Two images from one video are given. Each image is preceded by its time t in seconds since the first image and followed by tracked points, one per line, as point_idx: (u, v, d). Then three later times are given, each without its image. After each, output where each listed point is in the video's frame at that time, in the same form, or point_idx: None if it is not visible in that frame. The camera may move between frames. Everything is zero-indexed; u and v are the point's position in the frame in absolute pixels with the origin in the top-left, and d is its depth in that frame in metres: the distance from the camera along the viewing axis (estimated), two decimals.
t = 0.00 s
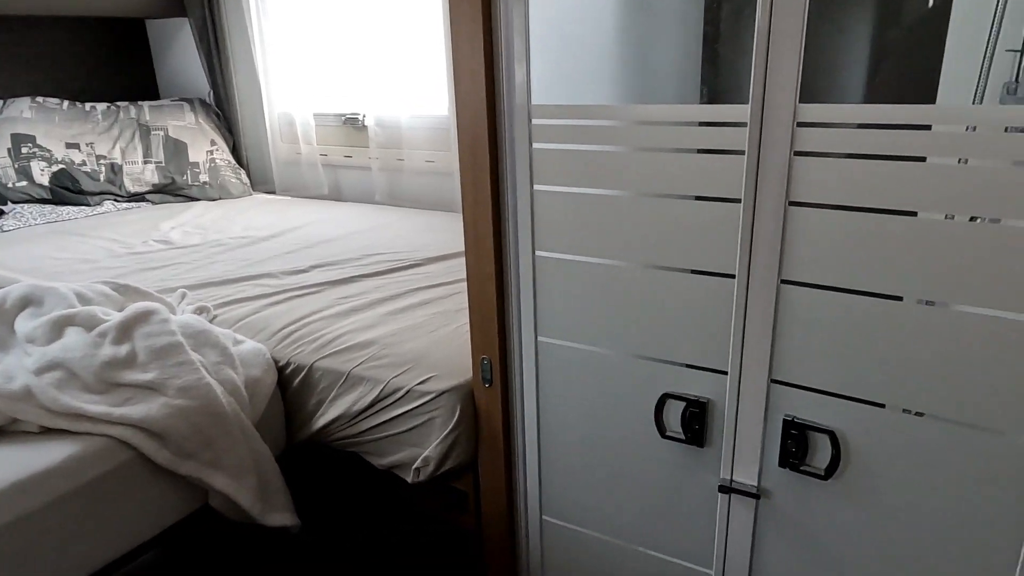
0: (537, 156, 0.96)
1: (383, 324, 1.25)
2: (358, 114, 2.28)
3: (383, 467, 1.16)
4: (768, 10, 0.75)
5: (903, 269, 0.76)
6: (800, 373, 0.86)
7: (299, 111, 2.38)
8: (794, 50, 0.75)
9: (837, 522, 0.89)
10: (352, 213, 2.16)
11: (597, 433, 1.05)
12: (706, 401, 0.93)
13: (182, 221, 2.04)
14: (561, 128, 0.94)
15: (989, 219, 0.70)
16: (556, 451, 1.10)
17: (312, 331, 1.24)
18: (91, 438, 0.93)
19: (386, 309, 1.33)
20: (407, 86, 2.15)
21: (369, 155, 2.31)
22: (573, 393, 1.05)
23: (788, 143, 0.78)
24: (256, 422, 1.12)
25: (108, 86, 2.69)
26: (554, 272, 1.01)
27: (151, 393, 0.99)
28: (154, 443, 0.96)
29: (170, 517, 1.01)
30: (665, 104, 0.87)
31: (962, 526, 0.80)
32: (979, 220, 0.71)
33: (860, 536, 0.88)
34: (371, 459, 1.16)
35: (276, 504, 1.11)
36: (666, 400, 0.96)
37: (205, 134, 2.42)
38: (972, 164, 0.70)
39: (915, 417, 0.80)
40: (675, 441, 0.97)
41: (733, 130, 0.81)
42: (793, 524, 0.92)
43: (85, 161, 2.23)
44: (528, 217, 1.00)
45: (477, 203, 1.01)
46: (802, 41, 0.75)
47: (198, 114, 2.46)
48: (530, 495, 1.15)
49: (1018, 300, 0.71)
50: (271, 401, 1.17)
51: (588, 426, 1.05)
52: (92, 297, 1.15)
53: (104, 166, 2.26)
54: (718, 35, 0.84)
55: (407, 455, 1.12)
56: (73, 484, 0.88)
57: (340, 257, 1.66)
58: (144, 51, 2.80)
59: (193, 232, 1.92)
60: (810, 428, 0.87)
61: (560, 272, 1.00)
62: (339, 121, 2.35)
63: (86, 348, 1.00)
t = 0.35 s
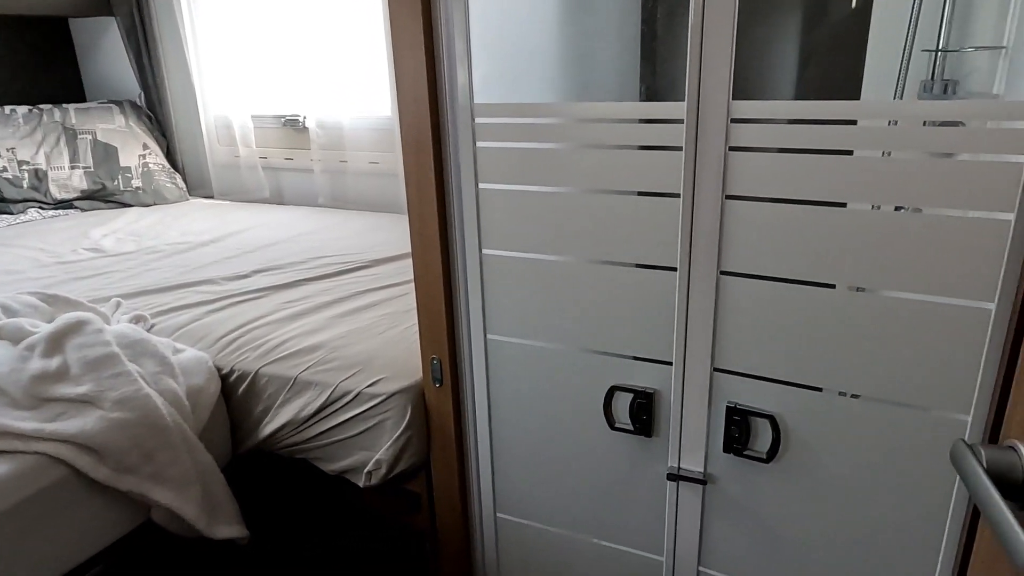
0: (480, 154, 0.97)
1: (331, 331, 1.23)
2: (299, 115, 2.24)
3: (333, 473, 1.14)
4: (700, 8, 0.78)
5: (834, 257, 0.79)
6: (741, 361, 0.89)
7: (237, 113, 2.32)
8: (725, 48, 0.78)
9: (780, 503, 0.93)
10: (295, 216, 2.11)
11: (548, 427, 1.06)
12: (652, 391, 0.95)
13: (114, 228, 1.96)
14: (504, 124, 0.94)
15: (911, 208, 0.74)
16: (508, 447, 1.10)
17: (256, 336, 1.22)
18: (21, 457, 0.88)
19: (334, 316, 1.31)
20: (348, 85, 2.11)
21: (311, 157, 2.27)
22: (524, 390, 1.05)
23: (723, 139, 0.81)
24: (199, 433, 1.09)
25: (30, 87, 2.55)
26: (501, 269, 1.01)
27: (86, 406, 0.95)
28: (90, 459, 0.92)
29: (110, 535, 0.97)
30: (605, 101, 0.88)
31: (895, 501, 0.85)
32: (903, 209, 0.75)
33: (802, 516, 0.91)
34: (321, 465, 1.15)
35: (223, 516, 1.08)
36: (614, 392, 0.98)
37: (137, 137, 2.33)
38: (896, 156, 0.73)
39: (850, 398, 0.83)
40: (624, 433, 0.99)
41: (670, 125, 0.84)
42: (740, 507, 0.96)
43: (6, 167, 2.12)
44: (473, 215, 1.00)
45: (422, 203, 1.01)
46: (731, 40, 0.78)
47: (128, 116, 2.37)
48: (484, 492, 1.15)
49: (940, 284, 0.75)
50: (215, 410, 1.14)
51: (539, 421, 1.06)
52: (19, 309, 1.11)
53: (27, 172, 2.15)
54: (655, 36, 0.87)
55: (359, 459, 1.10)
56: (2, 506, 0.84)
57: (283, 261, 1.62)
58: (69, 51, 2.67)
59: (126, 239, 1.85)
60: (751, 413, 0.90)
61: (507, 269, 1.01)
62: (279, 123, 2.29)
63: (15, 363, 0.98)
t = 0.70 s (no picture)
0: (432, 170, 0.99)
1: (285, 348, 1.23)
2: (242, 126, 2.21)
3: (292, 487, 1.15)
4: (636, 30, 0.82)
5: (767, 265, 0.85)
6: (684, 363, 0.94)
7: (177, 125, 2.28)
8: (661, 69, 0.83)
9: (725, 496, 0.98)
10: (241, 228, 2.09)
11: (504, 433, 1.09)
12: (602, 395, 1.00)
13: (50, 244, 1.89)
14: (457, 141, 0.97)
15: (835, 219, 0.80)
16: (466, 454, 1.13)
17: (208, 354, 1.21)
18: None
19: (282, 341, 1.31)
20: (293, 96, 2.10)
21: (255, 167, 2.24)
22: (479, 396, 1.08)
23: (661, 155, 0.86)
24: (151, 454, 1.08)
25: None
26: (455, 280, 1.04)
27: (34, 432, 0.94)
28: (39, 485, 0.90)
29: (63, 562, 0.96)
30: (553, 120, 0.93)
31: (832, 492, 0.91)
32: (826, 221, 0.81)
33: (746, 505, 0.97)
34: (279, 479, 1.15)
35: (179, 537, 1.07)
36: (566, 397, 1.02)
37: (70, 149, 2.26)
38: (820, 172, 0.80)
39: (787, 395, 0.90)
40: (576, 435, 1.03)
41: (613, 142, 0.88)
42: (688, 502, 1.01)
43: None
44: (425, 229, 1.02)
45: (374, 222, 1.03)
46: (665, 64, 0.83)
47: (60, 127, 2.28)
48: (443, 499, 1.17)
49: (862, 288, 0.81)
50: (167, 430, 1.13)
51: (496, 427, 1.09)
52: None
53: None
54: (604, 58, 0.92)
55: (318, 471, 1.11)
56: None
57: (231, 276, 1.61)
58: None
59: (63, 256, 1.79)
60: (696, 410, 0.95)
61: (460, 281, 1.03)
62: (222, 133, 2.27)
63: None
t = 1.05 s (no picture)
0: (362, 224, 1.38)
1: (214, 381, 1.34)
2: (174, 136, 2.54)
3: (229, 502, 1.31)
4: (550, 120, 1.20)
5: (690, 276, 1.22)
6: (593, 361, 1.33)
7: (106, 139, 2.63)
8: (575, 144, 1.21)
9: (655, 451, 1.35)
10: (165, 240, 2.30)
11: (445, 433, 1.48)
12: (534, 400, 1.39)
13: None
14: (385, 182, 1.34)
15: (750, 229, 1.15)
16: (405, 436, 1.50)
17: (135, 371, 1.38)
18: None
19: (210, 365, 1.41)
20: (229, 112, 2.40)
21: (187, 176, 2.57)
22: (411, 395, 1.47)
23: (577, 202, 1.24)
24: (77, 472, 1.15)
25: None
26: (387, 297, 1.42)
27: None
28: None
29: None
30: (478, 176, 1.28)
31: (665, 468, 1.35)
32: (745, 231, 1.16)
33: (625, 467, 1.38)
34: (216, 495, 1.31)
35: (108, 556, 1.12)
36: (497, 402, 1.41)
37: None
38: (738, 185, 1.14)
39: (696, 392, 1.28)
40: (507, 437, 1.42)
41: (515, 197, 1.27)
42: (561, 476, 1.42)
43: None
44: (355, 243, 1.39)
45: (306, 241, 1.39)
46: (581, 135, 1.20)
47: None
48: (377, 475, 1.54)
49: (771, 290, 1.17)
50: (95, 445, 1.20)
51: (437, 424, 1.48)
52: None
53: None
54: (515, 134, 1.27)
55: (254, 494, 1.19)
56: None
57: (161, 291, 1.79)
58: None
59: None
60: (622, 407, 1.34)
61: (399, 298, 1.41)
62: (149, 143, 2.62)
63: None
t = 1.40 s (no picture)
0: (309, 226, 1.36)
1: (149, 407, 1.48)
2: (110, 140, 2.71)
3: (173, 516, 1.49)
4: (500, 121, 1.19)
5: (643, 274, 1.22)
6: (547, 361, 1.33)
7: (42, 148, 2.81)
8: (524, 145, 1.20)
9: (608, 448, 1.35)
10: (107, 247, 2.47)
11: (397, 435, 1.46)
12: (488, 401, 1.38)
13: None
14: (333, 182, 1.31)
15: (701, 226, 1.17)
16: (359, 444, 1.49)
17: (74, 383, 1.56)
18: None
19: (146, 377, 1.60)
20: (170, 118, 2.60)
21: (126, 181, 2.73)
22: (364, 402, 1.45)
23: (529, 203, 1.23)
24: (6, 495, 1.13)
25: None
26: (337, 301, 1.40)
27: None
28: None
29: None
30: (426, 177, 1.27)
31: (619, 464, 1.36)
32: (695, 227, 1.17)
33: (581, 468, 1.39)
34: (162, 510, 1.48)
35: None
36: (451, 405, 1.40)
37: None
38: (688, 181, 1.15)
39: (650, 390, 1.29)
40: (462, 439, 1.41)
41: (467, 199, 1.26)
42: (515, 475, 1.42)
43: None
44: (302, 246, 1.37)
45: (250, 251, 1.35)
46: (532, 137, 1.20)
47: None
48: (330, 483, 1.52)
49: (722, 287, 1.18)
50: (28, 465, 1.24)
51: (388, 428, 1.46)
52: None
53: None
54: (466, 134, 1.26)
55: (196, 502, 1.46)
56: None
57: (101, 299, 2.01)
58: None
59: None
60: (578, 407, 1.34)
61: (349, 301, 1.39)
62: (87, 145, 2.76)
63: None
